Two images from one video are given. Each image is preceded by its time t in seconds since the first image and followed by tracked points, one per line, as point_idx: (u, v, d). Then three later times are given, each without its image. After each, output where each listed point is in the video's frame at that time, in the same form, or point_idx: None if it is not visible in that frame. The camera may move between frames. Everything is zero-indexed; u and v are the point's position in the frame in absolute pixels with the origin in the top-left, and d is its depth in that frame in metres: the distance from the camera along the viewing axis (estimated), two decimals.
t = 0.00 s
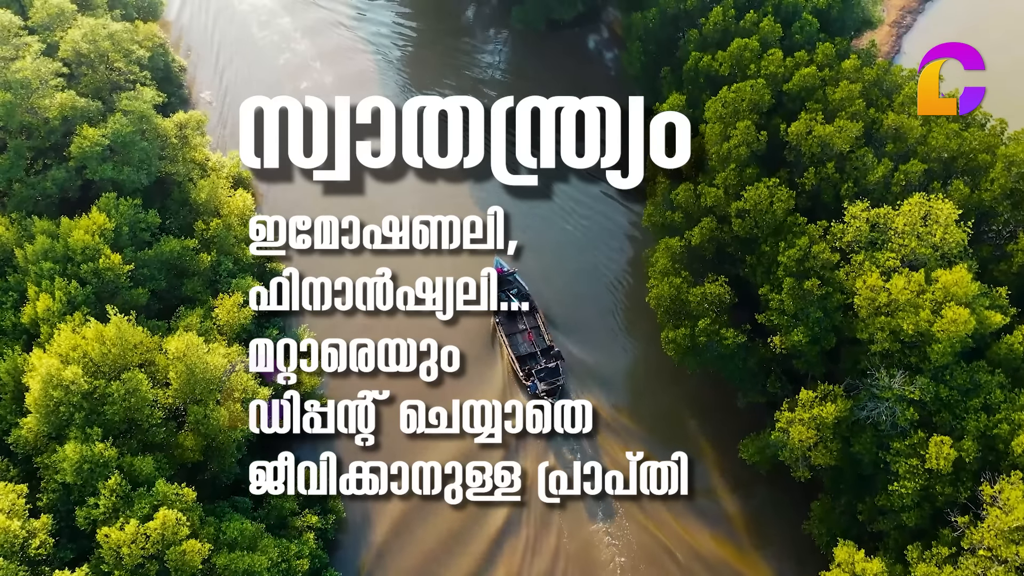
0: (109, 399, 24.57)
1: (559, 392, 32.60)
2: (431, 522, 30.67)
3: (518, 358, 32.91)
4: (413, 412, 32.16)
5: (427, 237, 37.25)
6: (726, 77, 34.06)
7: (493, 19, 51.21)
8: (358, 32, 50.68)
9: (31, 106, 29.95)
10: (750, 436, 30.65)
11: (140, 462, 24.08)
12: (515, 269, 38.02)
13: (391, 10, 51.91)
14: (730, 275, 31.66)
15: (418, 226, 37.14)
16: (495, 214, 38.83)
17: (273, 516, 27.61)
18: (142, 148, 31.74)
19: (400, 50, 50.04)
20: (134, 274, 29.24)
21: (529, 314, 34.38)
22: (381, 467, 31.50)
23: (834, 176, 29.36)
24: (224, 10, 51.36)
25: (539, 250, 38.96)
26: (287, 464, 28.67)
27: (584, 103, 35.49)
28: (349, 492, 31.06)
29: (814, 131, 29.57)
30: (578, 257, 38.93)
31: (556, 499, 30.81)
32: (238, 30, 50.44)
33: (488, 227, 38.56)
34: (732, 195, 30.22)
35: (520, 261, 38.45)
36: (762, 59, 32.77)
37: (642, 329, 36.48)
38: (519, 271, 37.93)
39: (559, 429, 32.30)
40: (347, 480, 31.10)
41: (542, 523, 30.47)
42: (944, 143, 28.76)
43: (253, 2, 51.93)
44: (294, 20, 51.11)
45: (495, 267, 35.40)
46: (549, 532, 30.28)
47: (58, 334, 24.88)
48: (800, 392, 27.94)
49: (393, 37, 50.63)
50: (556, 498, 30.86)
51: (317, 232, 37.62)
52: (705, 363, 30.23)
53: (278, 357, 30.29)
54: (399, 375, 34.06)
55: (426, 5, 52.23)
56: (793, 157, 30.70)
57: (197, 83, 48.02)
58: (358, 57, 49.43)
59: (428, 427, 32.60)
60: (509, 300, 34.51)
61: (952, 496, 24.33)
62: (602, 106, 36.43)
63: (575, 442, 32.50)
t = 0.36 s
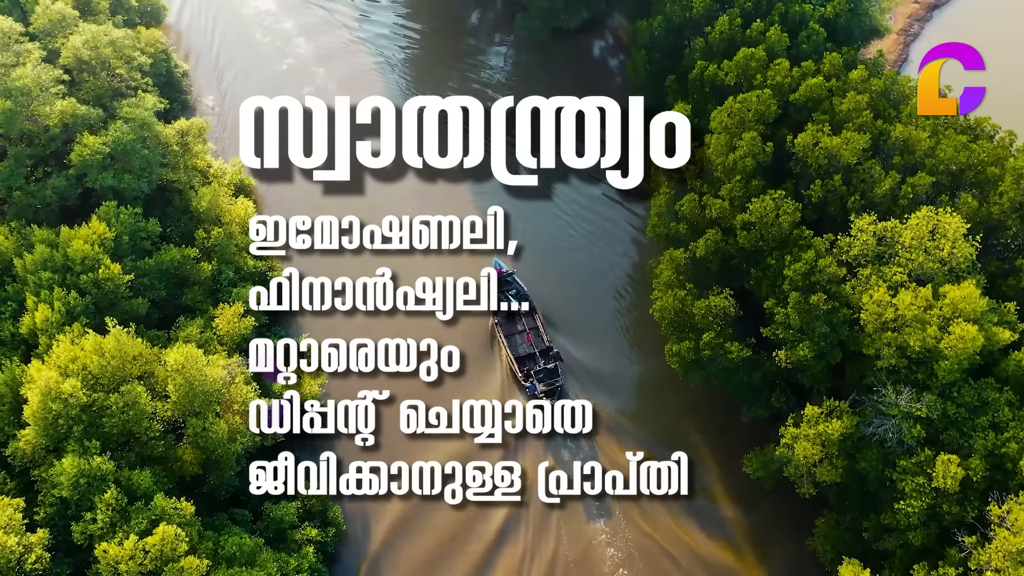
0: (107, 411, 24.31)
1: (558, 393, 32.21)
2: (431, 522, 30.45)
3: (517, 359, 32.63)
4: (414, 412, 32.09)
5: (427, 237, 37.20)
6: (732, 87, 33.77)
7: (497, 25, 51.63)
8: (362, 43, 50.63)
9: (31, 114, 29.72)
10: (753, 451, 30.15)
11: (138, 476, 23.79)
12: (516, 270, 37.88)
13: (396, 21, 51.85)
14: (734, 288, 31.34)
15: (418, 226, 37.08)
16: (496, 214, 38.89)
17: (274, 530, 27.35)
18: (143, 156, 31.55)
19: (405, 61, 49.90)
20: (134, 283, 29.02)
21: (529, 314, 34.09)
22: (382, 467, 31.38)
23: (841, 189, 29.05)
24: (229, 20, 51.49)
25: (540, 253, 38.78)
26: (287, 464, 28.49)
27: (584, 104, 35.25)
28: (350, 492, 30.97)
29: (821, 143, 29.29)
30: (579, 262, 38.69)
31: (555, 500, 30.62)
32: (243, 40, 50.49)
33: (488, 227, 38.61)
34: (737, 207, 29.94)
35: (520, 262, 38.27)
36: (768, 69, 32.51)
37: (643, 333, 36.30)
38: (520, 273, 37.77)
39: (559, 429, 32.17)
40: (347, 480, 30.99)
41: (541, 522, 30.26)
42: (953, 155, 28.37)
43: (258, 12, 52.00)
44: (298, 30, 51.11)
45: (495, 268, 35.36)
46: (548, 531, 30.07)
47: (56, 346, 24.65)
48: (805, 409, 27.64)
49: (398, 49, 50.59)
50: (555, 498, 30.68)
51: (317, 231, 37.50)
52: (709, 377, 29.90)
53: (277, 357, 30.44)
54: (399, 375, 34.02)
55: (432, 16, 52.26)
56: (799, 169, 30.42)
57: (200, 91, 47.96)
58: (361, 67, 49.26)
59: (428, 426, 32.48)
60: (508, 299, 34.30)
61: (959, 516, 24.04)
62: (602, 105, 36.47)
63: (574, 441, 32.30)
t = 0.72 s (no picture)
0: (106, 424, 24.07)
1: (557, 394, 32.86)
2: (432, 523, 30.38)
3: (515, 359, 33.87)
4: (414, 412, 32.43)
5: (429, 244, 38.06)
6: (738, 98, 33.63)
7: (501, 30, 52.14)
8: (366, 50, 51.85)
9: (31, 122, 29.53)
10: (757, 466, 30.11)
11: (135, 491, 23.55)
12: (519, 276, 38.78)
13: (399, 30, 53.15)
14: (739, 300, 31.08)
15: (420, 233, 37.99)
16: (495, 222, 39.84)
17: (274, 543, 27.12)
18: (145, 164, 31.39)
19: (408, 68, 50.65)
20: (134, 293, 28.80)
21: (526, 316, 35.42)
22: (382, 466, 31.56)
23: (848, 202, 28.77)
24: (235, 34, 52.90)
25: (543, 259, 39.82)
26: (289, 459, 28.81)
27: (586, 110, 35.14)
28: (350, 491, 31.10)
29: (828, 155, 29.13)
30: (581, 266, 39.34)
31: (554, 501, 30.61)
32: (248, 50, 51.83)
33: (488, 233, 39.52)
34: (742, 219, 29.66)
35: (524, 270, 39.26)
36: (773, 80, 32.36)
37: (644, 340, 36.29)
38: (523, 279, 38.71)
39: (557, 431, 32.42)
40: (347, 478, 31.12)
41: (540, 523, 30.12)
42: (961, 167, 27.98)
43: (264, 25, 53.49)
44: (303, 41, 52.47)
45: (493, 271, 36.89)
46: (547, 531, 29.91)
47: (55, 358, 24.46)
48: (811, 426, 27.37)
49: (401, 54, 51.54)
50: (553, 499, 30.67)
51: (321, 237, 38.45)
52: (713, 391, 29.61)
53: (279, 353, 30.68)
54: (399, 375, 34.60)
55: (437, 29, 53.27)
56: (806, 181, 30.23)
57: (203, 97, 48.77)
58: (365, 72, 50.30)
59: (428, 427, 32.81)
60: (506, 301, 35.84)
61: (966, 535, 23.64)
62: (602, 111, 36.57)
63: (573, 443, 32.33)
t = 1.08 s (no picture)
0: (104, 438, 23.80)
1: (556, 395, 32.67)
2: (433, 522, 30.30)
3: (514, 361, 33.63)
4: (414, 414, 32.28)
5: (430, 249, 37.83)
6: (744, 108, 33.38)
7: (505, 36, 51.87)
8: (368, 54, 51.57)
9: (31, 130, 29.31)
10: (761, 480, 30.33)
11: (133, 506, 23.25)
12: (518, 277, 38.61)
13: (402, 34, 52.82)
14: (744, 313, 30.80)
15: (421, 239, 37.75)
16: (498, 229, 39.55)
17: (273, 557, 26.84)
18: (145, 173, 31.19)
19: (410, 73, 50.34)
20: (133, 304, 28.57)
21: (525, 317, 35.14)
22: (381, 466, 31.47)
23: (854, 215, 28.47)
24: (237, 38, 52.69)
25: (544, 261, 39.67)
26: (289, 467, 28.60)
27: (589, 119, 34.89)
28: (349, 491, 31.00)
29: (834, 168, 28.85)
30: (581, 270, 39.21)
31: (553, 501, 30.54)
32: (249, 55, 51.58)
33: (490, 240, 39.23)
34: (747, 231, 29.35)
35: (523, 272, 39.10)
36: (780, 90, 32.09)
37: (644, 344, 36.17)
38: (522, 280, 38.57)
39: (557, 433, 32.37)
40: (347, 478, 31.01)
41: (540, 523, 30.05)
42: (969, 181, 27.61)
43: (266, 30, 53.23)
44: (304, 45, 52.19)
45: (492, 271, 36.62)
46: (547, 531, 29.85)
47: (54, 371, 24.22)
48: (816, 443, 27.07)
49: (405, 59, 51.23)
50: (552, 499, 30.61)
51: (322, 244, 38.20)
52: (717, 405, 29.30)
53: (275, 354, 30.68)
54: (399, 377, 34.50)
55: (441, 34, 52.95)
56: (812, 193, 29.97)
57: (204, 102, 48.48)
58: (368, 77, 50.02)
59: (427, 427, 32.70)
60: (505, 302, 35.54)
61: (974, 556, 23.30)
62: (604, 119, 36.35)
63: (570, 445, 32.21)
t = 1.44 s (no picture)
0: (102, 452, 23.55)
1: (554, 396, 32.57)
2: (432, 522, 30.51)
3: (513, 362, 33.46)
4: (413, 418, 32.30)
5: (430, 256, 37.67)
6: (748, 118, 33.11)
7: (508, 41, 51.56)
8: (369, 59, 51.38)
9: (30, 139, 29.06)
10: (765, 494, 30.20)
11: (130, 522, 23.00)
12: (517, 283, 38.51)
13: (405, 39, 52.57)
14: (748, 326, 30.53)
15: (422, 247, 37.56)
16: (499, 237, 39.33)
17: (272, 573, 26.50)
18: (146, 182, 30.97)
19: (412, 78, 50.13)
20: (132, 314, 28.33)
21: (523, 318, 34.99)
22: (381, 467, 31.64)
23: (860, 228, 28.19)
24: (237, 42, 52.45)
25: (544, 265, 39.57)
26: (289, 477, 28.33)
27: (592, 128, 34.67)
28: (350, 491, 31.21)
29: (840, 181, 28.56)
30: (582, 274, 39.14)
31: (551, 502, 30.70)
32: (250, 59, 51.32)
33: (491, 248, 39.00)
34: (752, 244, 29.08)
35: (523, 277, 39.01)
36: (785, 101, 31.82)
37: (644, 346, 36.16)
38: (521, 285, 38.48)
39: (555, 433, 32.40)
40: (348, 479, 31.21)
41: (539, 522, 30.25)
42: (977, 195, 27.23)
43: (267, 34, 53.02)
44: (305, 49, 51.98)
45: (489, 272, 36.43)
46: (545, 532, 30.04)
47: (52, 385, 23.98)
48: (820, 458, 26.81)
49: (408, 64, 50.99)
50: (551, 499, 30.75)
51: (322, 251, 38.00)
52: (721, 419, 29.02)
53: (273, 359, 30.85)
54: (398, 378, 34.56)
55: (443, 38, 52.65)
56: (817, 206, 29.70)
57: (205, 108, 48.29)
58: (370, 82, 49.80)
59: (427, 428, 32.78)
60: (503, 303, 35.28)
61: None
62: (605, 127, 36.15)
63: (569, 446, 32.22)
